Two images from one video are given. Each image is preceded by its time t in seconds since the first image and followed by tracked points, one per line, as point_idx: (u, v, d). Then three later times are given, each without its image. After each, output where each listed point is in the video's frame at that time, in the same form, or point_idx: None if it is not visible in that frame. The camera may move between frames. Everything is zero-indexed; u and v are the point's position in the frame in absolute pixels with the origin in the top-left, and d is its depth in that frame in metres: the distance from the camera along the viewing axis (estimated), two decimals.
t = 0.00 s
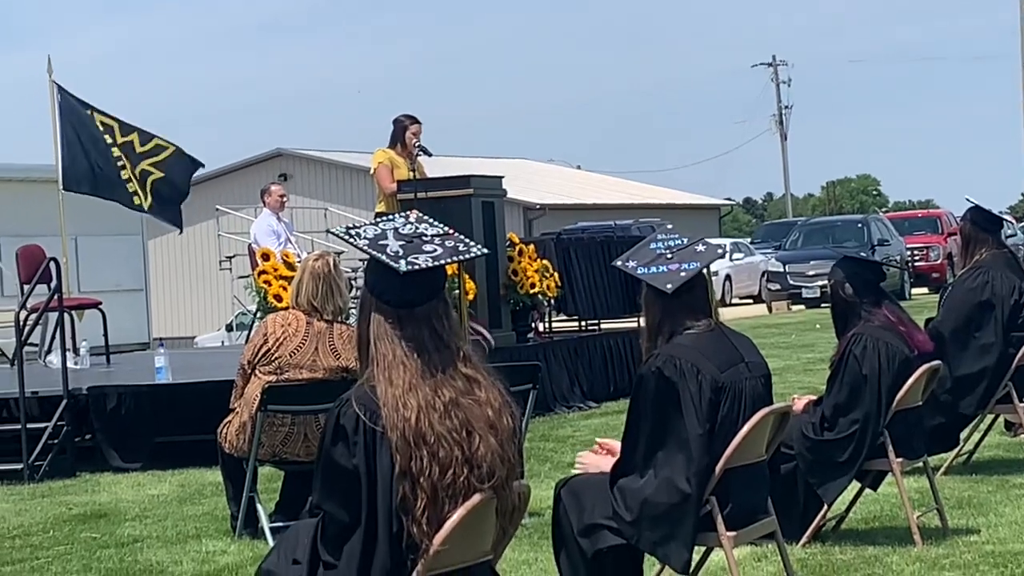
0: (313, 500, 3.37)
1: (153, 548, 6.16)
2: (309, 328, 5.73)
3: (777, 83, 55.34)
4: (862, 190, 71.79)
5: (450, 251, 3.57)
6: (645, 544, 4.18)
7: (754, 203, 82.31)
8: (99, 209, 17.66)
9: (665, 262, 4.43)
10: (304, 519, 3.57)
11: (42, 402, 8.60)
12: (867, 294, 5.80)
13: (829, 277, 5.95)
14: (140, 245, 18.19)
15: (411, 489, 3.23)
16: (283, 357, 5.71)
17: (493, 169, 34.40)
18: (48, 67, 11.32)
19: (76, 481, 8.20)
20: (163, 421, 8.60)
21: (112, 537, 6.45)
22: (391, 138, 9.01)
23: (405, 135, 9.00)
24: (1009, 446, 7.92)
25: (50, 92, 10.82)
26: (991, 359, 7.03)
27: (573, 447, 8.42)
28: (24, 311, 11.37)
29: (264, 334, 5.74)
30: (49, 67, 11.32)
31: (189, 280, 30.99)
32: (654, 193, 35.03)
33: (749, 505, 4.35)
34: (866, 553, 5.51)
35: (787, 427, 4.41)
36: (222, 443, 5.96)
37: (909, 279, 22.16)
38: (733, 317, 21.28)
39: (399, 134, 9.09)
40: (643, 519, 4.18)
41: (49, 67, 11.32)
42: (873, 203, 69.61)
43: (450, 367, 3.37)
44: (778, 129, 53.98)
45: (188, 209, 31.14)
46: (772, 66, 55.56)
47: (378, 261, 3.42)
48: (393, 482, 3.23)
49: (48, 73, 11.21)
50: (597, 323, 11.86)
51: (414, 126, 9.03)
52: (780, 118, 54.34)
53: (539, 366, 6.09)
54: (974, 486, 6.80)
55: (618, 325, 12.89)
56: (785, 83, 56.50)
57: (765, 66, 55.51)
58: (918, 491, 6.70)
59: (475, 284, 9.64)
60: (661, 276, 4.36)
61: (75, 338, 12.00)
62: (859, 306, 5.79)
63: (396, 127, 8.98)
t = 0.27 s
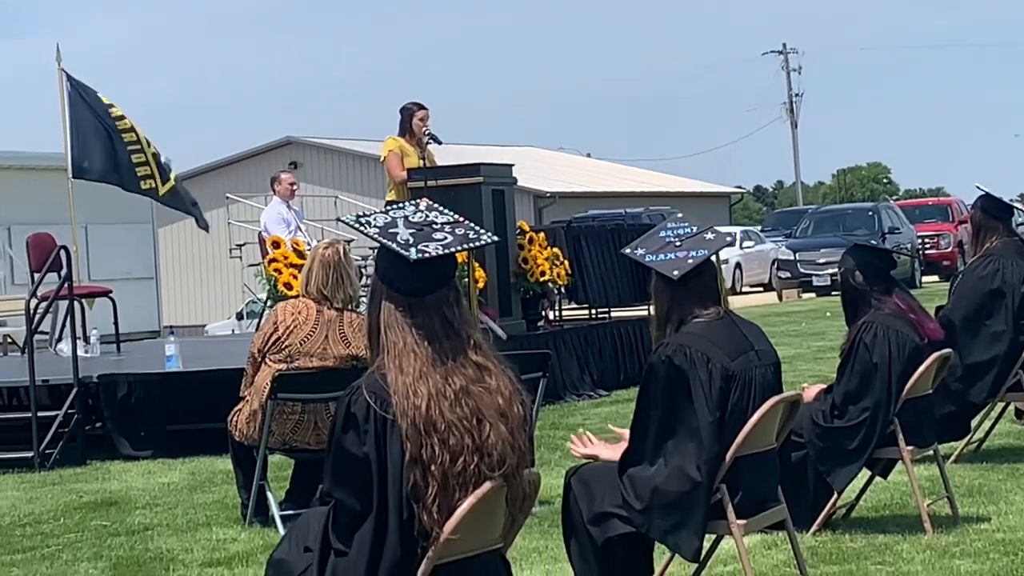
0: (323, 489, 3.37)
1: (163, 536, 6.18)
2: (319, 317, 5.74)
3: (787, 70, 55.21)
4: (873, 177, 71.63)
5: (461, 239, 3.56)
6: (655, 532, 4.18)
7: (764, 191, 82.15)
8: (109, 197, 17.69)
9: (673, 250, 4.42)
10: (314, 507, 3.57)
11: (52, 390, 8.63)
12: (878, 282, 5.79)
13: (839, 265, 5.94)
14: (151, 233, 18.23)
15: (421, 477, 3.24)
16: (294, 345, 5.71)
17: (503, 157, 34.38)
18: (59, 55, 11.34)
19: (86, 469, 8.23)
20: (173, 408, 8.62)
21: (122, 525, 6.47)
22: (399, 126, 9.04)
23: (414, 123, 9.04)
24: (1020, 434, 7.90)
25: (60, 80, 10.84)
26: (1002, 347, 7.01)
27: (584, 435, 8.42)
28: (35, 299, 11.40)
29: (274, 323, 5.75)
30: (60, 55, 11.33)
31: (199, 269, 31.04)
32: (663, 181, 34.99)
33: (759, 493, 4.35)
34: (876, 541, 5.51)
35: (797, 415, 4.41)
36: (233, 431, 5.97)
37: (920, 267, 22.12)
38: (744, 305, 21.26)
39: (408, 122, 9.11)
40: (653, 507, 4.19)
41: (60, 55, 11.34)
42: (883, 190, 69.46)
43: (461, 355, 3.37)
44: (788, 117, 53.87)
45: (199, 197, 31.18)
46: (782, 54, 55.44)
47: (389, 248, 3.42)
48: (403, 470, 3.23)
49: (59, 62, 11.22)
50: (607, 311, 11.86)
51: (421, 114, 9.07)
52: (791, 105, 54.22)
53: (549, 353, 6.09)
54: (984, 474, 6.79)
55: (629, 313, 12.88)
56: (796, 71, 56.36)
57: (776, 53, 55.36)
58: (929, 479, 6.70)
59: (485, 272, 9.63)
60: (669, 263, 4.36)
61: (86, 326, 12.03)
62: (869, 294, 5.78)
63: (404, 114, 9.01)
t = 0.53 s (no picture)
0: (337, 473, 3.37)
1: (177, 521, 6.20)
2: (332, 302, 5.74)
3: (801, 57, 55.04)
4: (887, 164, 71.40)
5: (476, 225, 3.55)
6: (668, 518, 4.18)
7: (778, 178, 82.00)
8: (122, 183, 17.71)
9: (682, 236, 4.41)
10: (328, 492, 3.57)
11: (65, 375, 8.65)
12: (892, 269, 5.78)
13: (853, 252, 5.92)
14: (164, 219, 18.25)
15: (435, 461, 3.24)
16: (307, 331, 5.72)
17: (516, 143, 34.33)
18: (72, 41, 11.34)
19: (100, 454, 8.26)
20: (187, 394, 8.64)
21: (136, 510, 6.49)
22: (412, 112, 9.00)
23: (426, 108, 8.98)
24: None
25: (74, 65, 10.84)
26: (1016, 334, 6.99)
27: (597, 421, 8.42)
28: (48, 285, 11.43)
29: (288, 308, 5.75)
30: (73, 41, 11.34)
31: (212, 254, 31.09)
32: (676, 168, 34.92)
33: (773, 479, 4.34)
34: (890, 528, 5.50)
35: (810, 401, 4.39)
36: (246, 417, 5.98)
37: (934, 254, 22.05)
38: (757, 292, 21.23)
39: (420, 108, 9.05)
40: (666, 493, 4.19)
41: (73, 41, 11.34)
42: (897, 177, 69.25)
43: (475, 341, 3.36)
44: (801, 104, 53.71)
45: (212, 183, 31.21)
46: (796, 40, 55.28)
47: (404, 233, 3.41)
48: (417, 454, 3.23)
49: (73, 47, 11.23)
50: (620, 297, 11.85)
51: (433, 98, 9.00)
52: (804, 92, 54.06)
53: (563, 339, 6.09)
54: (999, 461, 6.77)
55: (642, 299, 12.87)
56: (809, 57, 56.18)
57: (789, 38, 55.18)
58: (942, 466, 6.68)
59: (498, 258, 9.63)
60: (678, 249, 4.35)
61: (99, 311, 12.06)
62: (883, 281, 5.76)
63: (416, 100, 8.96)
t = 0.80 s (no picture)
0: (349, 458, 3.37)
1: (188, 506, 6.22)
2: (344, 288, 5.75)
3: (813, 44, 54.88)
4: (899, 151, 71.18)
5: (488, 211, 3.55)
6: (679, 505, 4.18)
7: (790, 165, 81.81)
8: (135, 168, 17.73)
9: (695, 222, 4.41)
10: (339, 477, 3.58)
11: (77, 359, 8.68)
12: (904, 256, 5.77)
13: (865, 239, 5.91)
14: (176, 204, 18.28)
15: (446, 447, 3.24)
16: (318, 316, 5.73)
17: (527, 129, 34.30)
18: (84, 26, 11.36)
19: (112, 438, 8.29)
20: (198, 379, 8.66)
21: (147, 494, 6.52)
22: (426, 98, 8.99)
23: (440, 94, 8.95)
24: None
25: (86, 51, 10.86)
26: None
27: (608, 407, 8.42)
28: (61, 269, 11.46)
29: (300, 294, 5.75)
30: (85, 26, 11.36)
31: (224, 240, 31.14)
32: (688, 154, 34.85)
33: (784, 466, 4.34)
34: (901, 515, 5.49)
35: (822, 389, 4.39)
36: (258, 402, 5.99)
37: (946, 241, 22.00)
38: (768, 279, 21.20)
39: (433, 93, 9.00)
40: (677, 479, 4.19)
41: (86, 26, 11.36)
42: (909, 165, 69.06)
43: (487, 327, 3.36)
44: (813, 90, 53.55)
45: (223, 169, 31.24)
46: (809, 27, 55.13)
47: (417, 219, 3.41)
48: (428, 440, 3.23)
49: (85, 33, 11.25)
50: (631, 284, 11.84)
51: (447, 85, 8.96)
52: (816, 79, 53.91)
53: (574, 326, 6.09)
54: (1010, 449, 6.76)
55: (653, 286, 12.86)
56: (822, 44, 55.99)
57: (802, 24, 54.99)
58: (954, 453, 6.67)
59: (510, 244, 9.62)
60: (691, 235, 4.35)
61: (111, 296, 12.09)
62: (895, 268, 5.75)
63: (430, 87, 8.92)
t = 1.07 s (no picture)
0: (352, 445, 3.38)
1: (193, 492, 6.23)
2: (349, 275, 5.75)
3: (820, 32, 54.76)
4: (906, 140, 71.04)
5: (493, 198, 3.55)
6: (683, 493, 4.18)
7: (796, 153, 81.69)
8: (141, 154, 17.73)
9: (703, 210, 4.40)
10: (343, 464, 3.58)
11: (82, 345, 8.69)
12: (909, 246, 5.77)
13: (870, 228, 5.90)
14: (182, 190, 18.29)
15: (449, 434, 3.24)
16: (323, 303, 5.73)
17: (533, 117, 34.27)
18: (90, 12, 11.36)
19: (117, 424, 8.30)
20: (204, 365, 8.67)
21: (152, 480, 6.53)
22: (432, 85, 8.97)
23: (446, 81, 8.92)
24: None
25: (92, 37, 10.87)
26: None
27: (612, 395, 8.43)
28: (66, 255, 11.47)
29: (305, 281, 5.76)
30: (92, 11, 11.36)
31: (230, 226, 31.15)
32: (694, 142, 34.81)
33: (787, 454, 4.34)
34: (904, 504, 5.49)
35: (825, 377, 4.39)
36: (263, 388, 6.00)
37: (952, 230, 21.98)
38: (774, 267, 21.18)
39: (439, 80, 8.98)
40: (681, 467, 4.19)
41: (92, 12, 11.36)
42: (915, 154, 68.95)
43: (491, 314, 3.37)
44: (820, 79, 53.44)
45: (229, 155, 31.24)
46: (815, 15, 55.03)
47: (421, 206, 3.41)
48: (432, 427, 3.24)
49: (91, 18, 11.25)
50: (636, 272, 11.83)
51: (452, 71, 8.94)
52: (823, 67, 53.80)
53: (580, 314, 6.09)
54: (1014, 438, 6.76)
55: (658, 274, 12.85)
56: (829, 33, 55.88)
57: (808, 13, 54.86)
58: (957, 442, 6.67)
59: (515, 231, 9.62)
60: (700, 223, 4.34)
61: (117, 282, 12.10)
62: (900, 257, 5.75)
63: (435, 74, 8.90)
